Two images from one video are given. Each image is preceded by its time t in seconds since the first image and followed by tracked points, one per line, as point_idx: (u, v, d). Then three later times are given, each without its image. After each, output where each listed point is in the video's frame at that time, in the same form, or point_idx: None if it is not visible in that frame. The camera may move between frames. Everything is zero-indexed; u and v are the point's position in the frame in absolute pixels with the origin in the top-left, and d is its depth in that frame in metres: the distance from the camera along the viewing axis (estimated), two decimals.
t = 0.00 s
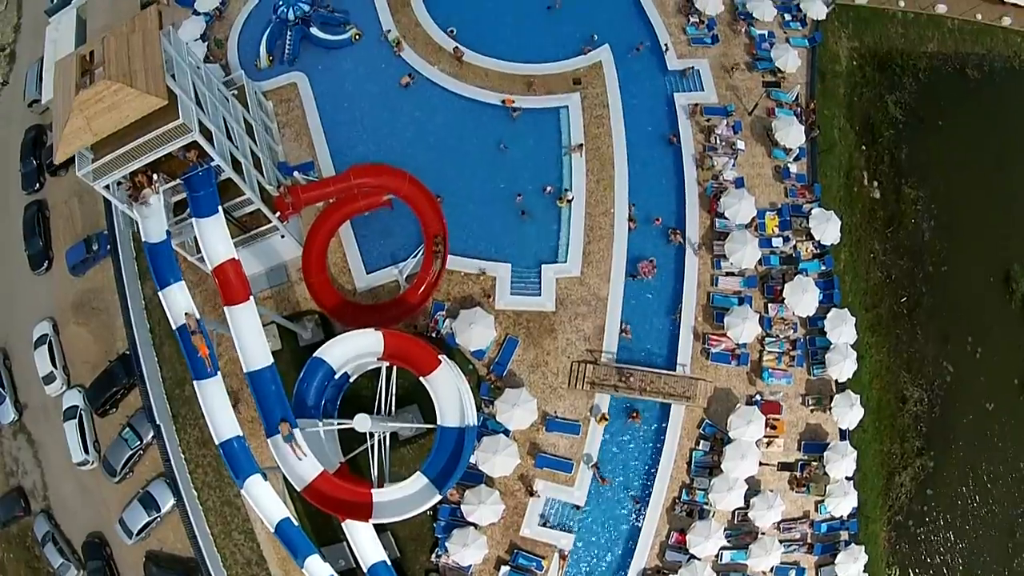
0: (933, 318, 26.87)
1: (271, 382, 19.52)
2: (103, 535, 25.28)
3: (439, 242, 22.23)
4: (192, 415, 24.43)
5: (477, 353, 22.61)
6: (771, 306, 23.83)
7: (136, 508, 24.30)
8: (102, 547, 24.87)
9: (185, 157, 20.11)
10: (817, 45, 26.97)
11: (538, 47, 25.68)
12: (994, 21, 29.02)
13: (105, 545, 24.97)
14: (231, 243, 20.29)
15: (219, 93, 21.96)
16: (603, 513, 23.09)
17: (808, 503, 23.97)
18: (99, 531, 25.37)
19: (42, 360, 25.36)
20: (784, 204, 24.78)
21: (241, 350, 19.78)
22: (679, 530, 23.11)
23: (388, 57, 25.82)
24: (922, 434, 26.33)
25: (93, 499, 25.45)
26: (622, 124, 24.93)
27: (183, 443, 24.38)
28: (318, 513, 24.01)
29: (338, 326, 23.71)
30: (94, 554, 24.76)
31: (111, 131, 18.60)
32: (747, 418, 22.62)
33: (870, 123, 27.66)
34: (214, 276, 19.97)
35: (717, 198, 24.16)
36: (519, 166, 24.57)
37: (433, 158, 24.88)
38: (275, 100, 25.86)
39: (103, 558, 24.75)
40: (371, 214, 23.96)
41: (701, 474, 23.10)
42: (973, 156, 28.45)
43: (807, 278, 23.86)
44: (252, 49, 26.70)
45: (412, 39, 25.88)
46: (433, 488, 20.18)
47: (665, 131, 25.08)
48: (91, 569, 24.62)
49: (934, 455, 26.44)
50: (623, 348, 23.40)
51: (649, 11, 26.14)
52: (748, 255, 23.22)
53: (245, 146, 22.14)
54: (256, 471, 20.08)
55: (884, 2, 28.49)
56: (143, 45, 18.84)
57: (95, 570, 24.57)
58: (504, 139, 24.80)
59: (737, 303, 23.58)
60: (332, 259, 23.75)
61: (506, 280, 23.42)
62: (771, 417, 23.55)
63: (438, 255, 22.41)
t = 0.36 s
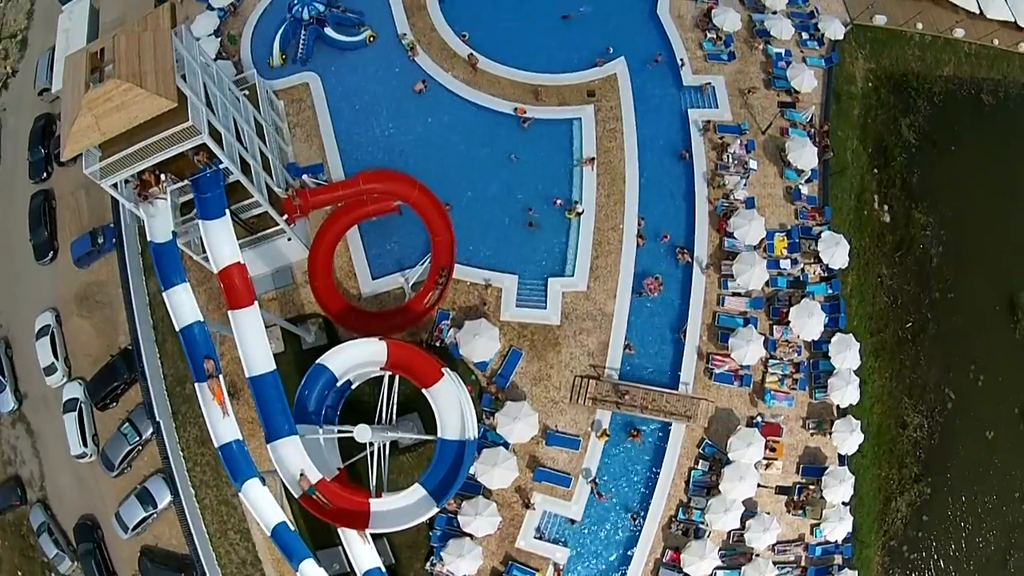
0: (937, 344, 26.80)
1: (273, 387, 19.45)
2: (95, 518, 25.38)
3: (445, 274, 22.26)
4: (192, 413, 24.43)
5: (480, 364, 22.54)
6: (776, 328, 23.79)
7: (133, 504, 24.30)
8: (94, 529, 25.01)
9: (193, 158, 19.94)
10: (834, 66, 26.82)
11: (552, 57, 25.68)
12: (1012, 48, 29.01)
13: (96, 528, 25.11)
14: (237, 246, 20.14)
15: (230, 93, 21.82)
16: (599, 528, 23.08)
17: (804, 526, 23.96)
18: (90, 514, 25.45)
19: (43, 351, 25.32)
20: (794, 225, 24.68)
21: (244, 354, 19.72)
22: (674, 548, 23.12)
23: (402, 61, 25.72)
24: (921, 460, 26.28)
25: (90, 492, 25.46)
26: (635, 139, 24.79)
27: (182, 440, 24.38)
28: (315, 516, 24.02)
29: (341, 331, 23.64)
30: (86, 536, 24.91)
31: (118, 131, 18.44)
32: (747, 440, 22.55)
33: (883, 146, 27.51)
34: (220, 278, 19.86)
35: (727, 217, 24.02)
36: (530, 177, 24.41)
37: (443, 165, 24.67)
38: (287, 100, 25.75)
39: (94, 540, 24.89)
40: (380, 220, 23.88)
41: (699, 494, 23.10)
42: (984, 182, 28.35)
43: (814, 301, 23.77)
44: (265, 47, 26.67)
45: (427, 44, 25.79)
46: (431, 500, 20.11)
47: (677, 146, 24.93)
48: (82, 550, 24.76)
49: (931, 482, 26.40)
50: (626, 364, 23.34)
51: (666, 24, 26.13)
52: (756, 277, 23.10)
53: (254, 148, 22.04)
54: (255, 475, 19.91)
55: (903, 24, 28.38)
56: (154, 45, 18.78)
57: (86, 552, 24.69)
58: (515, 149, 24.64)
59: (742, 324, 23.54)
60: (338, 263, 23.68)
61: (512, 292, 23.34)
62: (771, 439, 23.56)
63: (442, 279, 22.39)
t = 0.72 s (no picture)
0: (940, 366, 26.73)
1: (274, 394, 19.38)
2: (88, 505, 25.40)
3: (440, 303, 22.10)
4: (192, 415, 24.39)
5: (482, 376, 22.49)
6: (780, 347, 23.71)
7: (131, 503, 24.26)
8: (87, 517, 25.02)
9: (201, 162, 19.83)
10: (847, 84, 26.70)
11: (563, 68, 25.62)
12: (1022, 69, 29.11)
13: (90, 515, 25.13)
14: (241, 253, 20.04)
15: (238, 97, 21.67)
16: (596, 543, 23.04)
17: (801, 546, 23.93)
18: (84, 502, 25.47)
19: (44, 347, 25.24)
20: (802, 244, 24.59)
21: (246, 361, 19.63)
22: (670, 564, 23.09)
23: (413, 67, 25.57)
24: (920, 482, 26.23)
25: (88, 490, 25.42)
26: (645, 152, 24.66)
27: (182, 442, 24.33)
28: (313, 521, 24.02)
29: (344, 338, 23.54)
30: (79, 524, 24.90)
31: (124, 135, 18.23)
32: (747, 460, 22.54)
33: (893, 165, 27.38)
34: (223, 283, 19.81)
35: (735, 235, 23.92)
36: (538, 188, 24.27)
37: (451, 173, 24.53)
38: (295, 102, 25.60)
39: (87, 528, 24.88)
40: (386, 228, 23.80)
41: (697, 511, 23.05)
42: (993, 204, 28.27)
43: (819, 322, 23.72)
44: (274, 48, 26.53)
45: (438, 49, 25.66)
46: (430, 514, 20.07)
47: (687, 161, 24.81)
48: (74, 538, 24.71)
49: (929, 504, 26.37)
50: (629, 380, 23.28)
51: (679, 36, 26.07)
52: (762, 296, 23.02)
53: (261, 153, 21.87)
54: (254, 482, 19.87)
55: (917, 43, 28.30)
56: (162, 49, 18.62)
57: (78, 540, 24.63)
58: (524, 159, 24.49)
59: (746, 342, 23.47)
60: (343, 270, 23.59)
61: (517, 304, 23.25)
62: (771, 459, 23.54)
63: (441, 300, 22.25)
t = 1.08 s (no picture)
0: (944, 383, 26.63)
1: (276, 411, 19.30)
2: (86, 504, 25.41)
3: (443, 317, 22.00)
4: (194, 424, 24.33)
5: (486, 391, 22.46)
6: (784, 364, 23.64)
7: (132, 512, 24.22)
8: (84, 515, 25.04)
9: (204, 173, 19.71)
10: (855, 97, 26.56)
11: (570, 79, 25.47)
12: None
13: (87, 513, 25.15)
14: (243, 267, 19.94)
15: (241, 108, 21.42)
16: (597, 558, 23.03)
17: (801, 561, 23.88)
18: (81, 499, 25.51)
19: (45, 354, 25.12)
20: (807, 260, 24.49)
21: (249, 377, 19.52)
22: None
23: (419, 76, 25.39)
24: (920, 498, 26.17)
25: (88, 497, 25.37)
26: (651, 166, 24.50)
27: (183, 451, 24.29)
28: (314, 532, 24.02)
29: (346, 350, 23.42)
30: (75, 522, 24.92)
31: (125, 150, 18.01)
32: (749, 477, 22.45)
33: (899, 179, 27.24)
34: (225, 298, 19.70)
35: (740, 250, 23.81)
36: (542, 201, 24.12)
37: (455, 184, 24.37)
38: (299, 110, 25.41)
39: (84, 526, 24.90)
40: (390, 240, 23.68)
41: (698, 527, 23.06)
42: (999, 219, 28.18)
43: (823, 339, 23.64)
44: (278, 54, 26.35)
45: (444, 59, 25.49)
46: (432, 531, 20.08)
47: (693, 174, 24.67)
48: (71, 535, 24.73)
49: (929, 519, 26.31)
50: (632, 395, 23.23)
51: (688, 49, 25.93)
52: (767, 313, 22.91)
53: (264, 164, 21.65)
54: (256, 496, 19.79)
55: (925, 56, 28.21)
56: (163, 61, 18.32)
57: (75, 537, 24.67)
58: (528, 171, 24.33)
59: (750, 359, 23.40)
60: (346, 281, 23.46)
61: (521, 318, 23.13)
62: (773, 475, 23.51)
63: (442, 318, 22.11)
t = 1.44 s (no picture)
0: (947, 395, 26.56)
1: (280, 431, 19.18)
2: (83, 507, 25.43)
3: (445, 333, 21.90)
4: (196, 438, 24.29)
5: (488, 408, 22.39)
6: (787, 379, 23.59)
7: (134, 526, 24.20)
8: (82, 518, 25.07)
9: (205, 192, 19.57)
10: (859, 108, 26.46)
11: (572, 90, 25.33)
12: None
13: (85, 517, 25.16)
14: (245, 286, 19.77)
15: (241, 125, 21.23)
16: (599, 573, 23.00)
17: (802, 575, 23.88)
18: (80, 503, 25.53)
19: (46, 367, 25.07)
20: (811, 274, 24.41)
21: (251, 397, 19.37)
22: None
23: (420, 87, 25.24)
24: (922, 509, 26.15)
25: (89, 510, 25.32)
26: (654, 179, 24.35)
27: (185, 465, 24.26)
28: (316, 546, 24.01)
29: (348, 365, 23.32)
30: (73, 525, 24.96)
31: (123, 172, 17.76)
32: (752, 492, 22.48)
33: (903, 190, 27.12)
34: (226, 317, 19.48)
35: (744, 265, 23.67)
36: (545, 215, 23.99)
37: (457, 197, 24.21)
38: (300, 122, 25.25)
39: (83, 529, 24.93)
40: (392, 255, 23.57)
41: (701, 541, 22.96)
42: (1003, 230, 28.08)
43: (827, 354, 23.57)
44: (278, 64, 26.18)
45: (446, 70, 25.37)
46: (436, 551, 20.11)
47: (697, 186, 24.54)
48: (69, 540, 24.77)
49: (930, 531, 26.29)
50: (635, 411, 23.17)
51: (691, 60, 25.83)
52: (770, 329, 22.84)
53: (265, 180, 21.48)
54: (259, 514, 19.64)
55: (929, 65, 28.12)
56: (161, 80, 18.11)
57: (74, 541, 24.70)
58: (531, 184, 24.20)
59: (753, 374, 23.35)
60: (348, 296, 23.36)
61: (523, 334, 23.05)
62: (776, 490, 23.45)
63: (445, 332, 21.99)
